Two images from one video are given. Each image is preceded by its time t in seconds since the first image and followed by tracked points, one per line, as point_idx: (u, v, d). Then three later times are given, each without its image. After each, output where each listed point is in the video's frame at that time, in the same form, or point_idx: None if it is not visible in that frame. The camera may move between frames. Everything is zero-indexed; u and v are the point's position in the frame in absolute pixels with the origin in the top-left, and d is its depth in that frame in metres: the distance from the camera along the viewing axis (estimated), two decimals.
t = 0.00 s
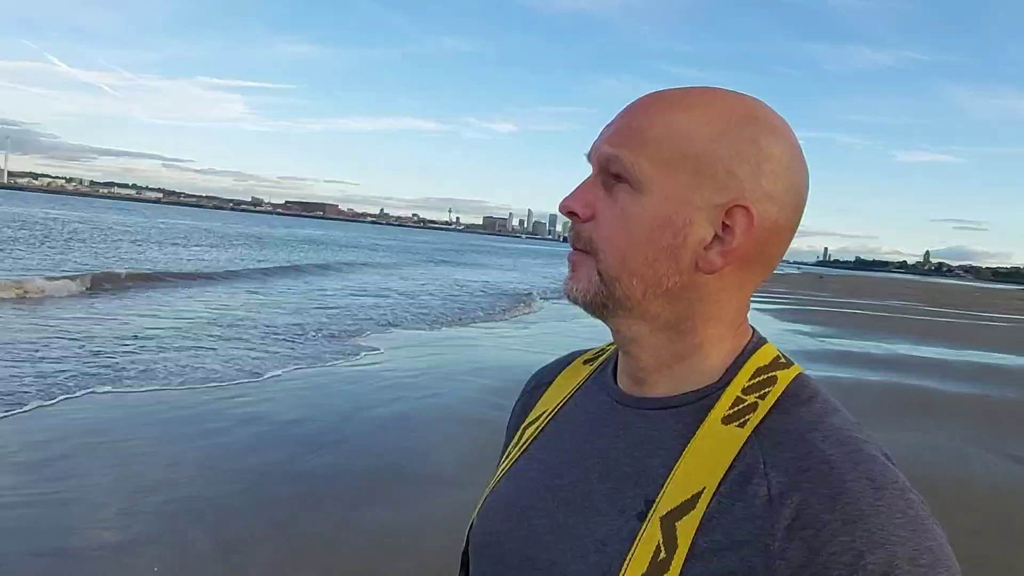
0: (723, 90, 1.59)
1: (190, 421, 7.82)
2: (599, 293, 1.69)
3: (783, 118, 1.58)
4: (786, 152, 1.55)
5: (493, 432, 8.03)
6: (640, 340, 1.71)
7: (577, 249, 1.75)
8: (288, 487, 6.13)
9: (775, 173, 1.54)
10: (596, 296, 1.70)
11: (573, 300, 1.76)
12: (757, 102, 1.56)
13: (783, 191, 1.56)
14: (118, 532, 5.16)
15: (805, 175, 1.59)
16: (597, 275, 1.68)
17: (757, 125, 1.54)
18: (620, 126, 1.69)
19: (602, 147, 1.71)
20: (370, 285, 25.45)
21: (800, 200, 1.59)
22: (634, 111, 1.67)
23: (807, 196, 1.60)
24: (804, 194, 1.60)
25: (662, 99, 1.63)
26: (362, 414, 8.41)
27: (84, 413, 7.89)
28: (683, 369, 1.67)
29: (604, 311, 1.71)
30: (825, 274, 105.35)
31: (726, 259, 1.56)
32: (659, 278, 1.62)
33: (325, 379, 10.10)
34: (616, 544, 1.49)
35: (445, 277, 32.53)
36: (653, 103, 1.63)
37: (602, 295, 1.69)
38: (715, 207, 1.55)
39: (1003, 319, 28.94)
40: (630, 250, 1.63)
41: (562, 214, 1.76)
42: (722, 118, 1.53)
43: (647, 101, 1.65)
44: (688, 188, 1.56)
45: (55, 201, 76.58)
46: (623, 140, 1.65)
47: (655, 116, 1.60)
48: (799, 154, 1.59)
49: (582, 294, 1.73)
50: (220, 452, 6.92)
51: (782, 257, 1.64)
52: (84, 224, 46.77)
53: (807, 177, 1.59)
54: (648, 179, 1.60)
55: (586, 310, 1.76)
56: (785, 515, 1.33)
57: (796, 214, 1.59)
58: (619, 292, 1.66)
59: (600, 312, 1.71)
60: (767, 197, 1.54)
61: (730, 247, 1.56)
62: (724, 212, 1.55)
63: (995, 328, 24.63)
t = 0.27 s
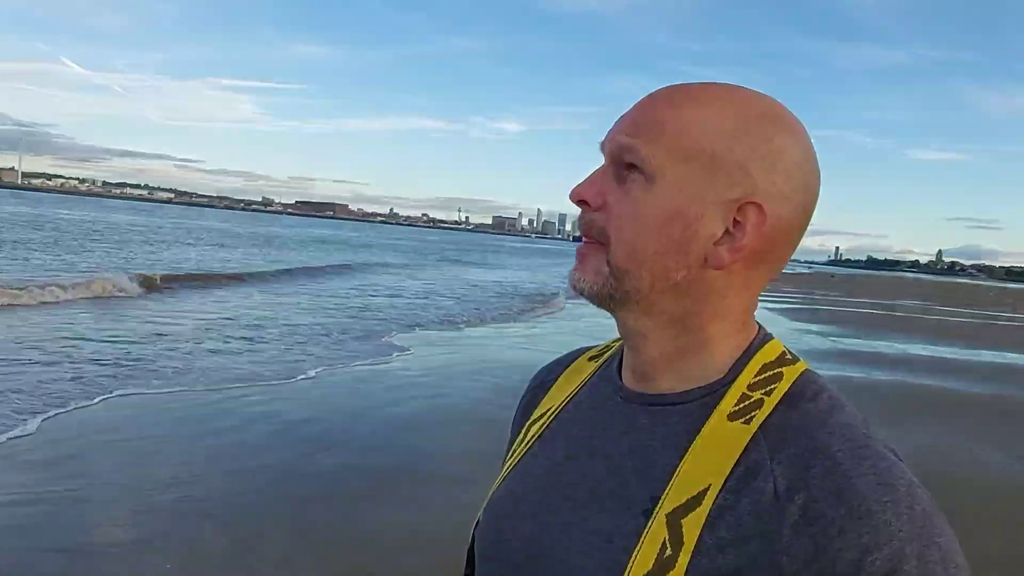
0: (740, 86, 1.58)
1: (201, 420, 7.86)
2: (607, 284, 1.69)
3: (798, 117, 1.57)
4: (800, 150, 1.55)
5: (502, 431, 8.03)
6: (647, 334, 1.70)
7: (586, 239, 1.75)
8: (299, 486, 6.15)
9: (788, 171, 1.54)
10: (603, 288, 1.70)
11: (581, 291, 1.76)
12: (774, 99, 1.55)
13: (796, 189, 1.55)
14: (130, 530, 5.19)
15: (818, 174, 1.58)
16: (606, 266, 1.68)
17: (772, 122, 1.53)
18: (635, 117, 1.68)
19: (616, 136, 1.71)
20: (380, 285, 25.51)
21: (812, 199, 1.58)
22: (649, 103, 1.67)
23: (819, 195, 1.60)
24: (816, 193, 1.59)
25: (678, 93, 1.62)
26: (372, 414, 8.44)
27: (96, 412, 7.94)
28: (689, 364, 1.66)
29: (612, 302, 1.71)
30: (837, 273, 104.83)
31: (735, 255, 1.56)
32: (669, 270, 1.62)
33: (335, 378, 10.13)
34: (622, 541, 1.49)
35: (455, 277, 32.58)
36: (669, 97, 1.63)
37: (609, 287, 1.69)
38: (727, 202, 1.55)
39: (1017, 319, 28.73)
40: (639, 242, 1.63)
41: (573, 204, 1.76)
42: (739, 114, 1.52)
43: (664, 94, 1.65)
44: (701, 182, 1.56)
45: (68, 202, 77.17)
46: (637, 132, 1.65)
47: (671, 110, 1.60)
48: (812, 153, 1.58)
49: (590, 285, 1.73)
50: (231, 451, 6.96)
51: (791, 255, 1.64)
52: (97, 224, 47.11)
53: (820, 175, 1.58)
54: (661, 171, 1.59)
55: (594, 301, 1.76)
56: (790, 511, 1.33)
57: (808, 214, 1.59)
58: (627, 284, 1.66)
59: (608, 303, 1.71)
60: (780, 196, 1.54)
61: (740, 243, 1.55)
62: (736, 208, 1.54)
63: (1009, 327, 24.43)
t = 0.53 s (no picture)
0: (745, 86, 1.57)
1: (209, 420, 7.88)
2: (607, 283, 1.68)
3: (804, 118, 1.55)
4: (805, 152, 1.53)
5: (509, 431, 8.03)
6: (649, 335, 1.69)
7: (587, 238, 1.74)
8: (305, 486, 6.16)
9: (792, 172, 1.52)
10: (603, 287, 1.69)
11: (581, 290, 1.75)
12: (781, 101, 1.54)
13: (801, 191, 1.53)
14: (138, 529, 5.21)
15: (823, 176, 1.57)
16: (606, 265, 1.67)
17: (778, 123, 1.51)
18: (639, 116, 1.67)
19: (619, 136, 1.69)
20: (387, 284, 25.55)
21: (817, 201, 1.57)
22: (653, 103, 1.65)
23: (823, 198, 1.58)
24: (821, 195, 1.57)
25: (683, 92, 1.61)
26: (379, 413, 8.45)
27: (106, 411, 7.99)
28: (690, 366, 1.65)
29: (612, 301, 1.69)
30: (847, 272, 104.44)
31: (737, 257, 1.55)
32: (670, 270, 1.61)
33: (343, 377, 10.15)
34: (623, 545, 1.48)
35: (463, 276, 32.59)
36: (674, 96, 1.61)
37: (609, 286, 1.68)
38: (730, 203, 1.53)
39: None
40: (641, 241, 1.61)
41: (574, 203, 1.74)
42: (742, 114, 1.51)
43: (668, 94, 1.63)
44: (704, 182, 1.55)
45: (80, 202, 77.70)
46: (641, 131, 1.64)
47: (675, 109, 1.59)
48: (818, 155, 1.56)
49: (590, 284, 1.72)
50: (238, 451, 6.98)
51: (795, 257, 1.62)
52: (108, 224, 47.44)
53: (825, 177, 1.57)
54: (664, 171, 1.58)
55: (595, 300, 1.75)
56: (792, 516, 1.32)
57: (813, 216, 1.57)
58: (628, 283, 1.65)
59: (609, 303, 1.70)
60: (783, 197, 1.53)
61: (742, 245, 1.54)
62: (739, 209, 1.53)
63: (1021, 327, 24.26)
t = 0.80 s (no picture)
0: (750, 87, 1.57)
1: (216, 419, 7.90)
2: (611, 282, 1.68)
3: (809, 119, 1.55)
4: (811, 152, 1.52)
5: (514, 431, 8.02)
6: (652, 335, 1.69)
7: (591, 237, 1.74)
8: (311, 485, 6.17)
9: (798, 173, 1.52)
10: (607, 285, 1.69)
11: (585, 288, 1.74)
12: (786, 101, 1.53)
13: (806, 191, 1.53)
14: (145, 528, 5.23)
15: (828, 176, 1.56)
16: (609, 263, 1.67)
17: (782, 124, 1.51)
18: (645, 116, 1.67)
19: (623, 136, 1.69)
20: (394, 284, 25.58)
21: (821, 202, 1.56)
22: (658, 103, 1.65)
23: (828, 199, 1.57)
24: (826, 196, 1.57)
25: (689, 92, 1.60)
26: (385, 413, 8.45)
27: (116, 410, 8.03)
28: (694, 366, 1.65)
29: (614, 301, 1.69)
30: (855, 270, 104.03)
31: (742, 257, 1.55)
32: (675, 269, 1.60)
33: (349, 377, 10.16)
34: (625, 545, 1.48)
35: (469, 275, 32.60)
36: (679, 96, 1.61)
37: (613, 285, 1.68)
38: (734, 202, 1.53)
39: None
40: (645, 239, 1.61)
41: (578, 202, 1.74)
42: (747, 114, 1.51)
43: (674, 93, 1.63)
44: (709, 182, 1.55)
45: (89, 203, 78.06)
46: (646, 130, 1.63)
47: (681, 109, 1.58)
48: (823, 155, 1.55)
49: (593, 282, 1.71)
50: (245, 450, 6.99)
51: (800, 258, 1.62)
52: (117, 224, 47.66)
53: (830, 178, 1.56)
54: (669, 169, 1.58)
55: (598, 299, 1.74)
56: (795, 517, 1.32)
57: (818, 216, 1.57)
58: (632, 282, 1.65)
59: (612, 302, 1.70)
60: (788, 198, 1.52)
61: (746, 245, 1.54)
62: (744, 209, 1.53)
63: None
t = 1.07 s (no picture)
0: (752, 87, 1.56)
1: (221, 418, 7.92)
2: (612, 281, 1.68)
3: (813, 120, 1.54)
4: (813, 153, 1.51)
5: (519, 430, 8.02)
6: (653, 335, 1.69)
7: (592, 235, 1.74)
8: (317, 484, 6.18)
9: (801, 173, 1.50)
10: (609, 284, 1.68)
11: (586, 287, 1.74)
12: (788, 101, 1.52)
13: (809, 192, 1.52)
14: (152, 526, 5.25)
15: (830, 177, 1.55)
16: (611, 262, 1.67)
17: (785, 124, 1.50)
18: (647, 116, 1.66)
19: (626, 135, 1.69)
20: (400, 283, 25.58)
21: (824, 203, 1.55)
22: (661, 102, 1.65)
23: (830, 200, 1.57)
24: (828, 197, 1.56)
25: (692, 92, 1.60)
26: (390, 412, 8.47)
27: (123, 409, 8.06)
28: (695, 366, 1.65)
29: (616, 300, 1.69)
30: (861, 268, 103.68)
31: (743, 256, 1.54)
32: (677, 269, 1.60)
33: (354, 376, 10.18)
34: (626, 546, 1.48)
35: (475, 274, 32.61)
36: (683, 96, 1.60)
37: (615, 283, 1.67)
38: (736, 203, 1.53)
39: None
40: (647, 239, 1.61)
41: (580, 200, 1.74)
42: (751, 116, 1.50)
43: (677, 93, 1.62)
44: (711, 182, 1.54)
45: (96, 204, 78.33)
46: (649, 130, 1.63)
47: (684, 109, 1.58)
48: (825, 155, 1.54)
49: (594, 281, 1.72)
50: (250, 448, 7.01)
51: (803, 257, 1.61)
52: (124, 224, 47.81)
53: (833, 178, 1.55)
54: (671, 169, 1.58)
55: (601, 298, 1.74)
56: (796, 518, 1.31)
57: (820, 217, 1.56)
58: (634, 281, 1.64)
59: (614, 301, 1.70)
60: (790, 198, 1.51)
61: (748, 245, 1.53)
62: (746, 208, 1.52)
63: None
